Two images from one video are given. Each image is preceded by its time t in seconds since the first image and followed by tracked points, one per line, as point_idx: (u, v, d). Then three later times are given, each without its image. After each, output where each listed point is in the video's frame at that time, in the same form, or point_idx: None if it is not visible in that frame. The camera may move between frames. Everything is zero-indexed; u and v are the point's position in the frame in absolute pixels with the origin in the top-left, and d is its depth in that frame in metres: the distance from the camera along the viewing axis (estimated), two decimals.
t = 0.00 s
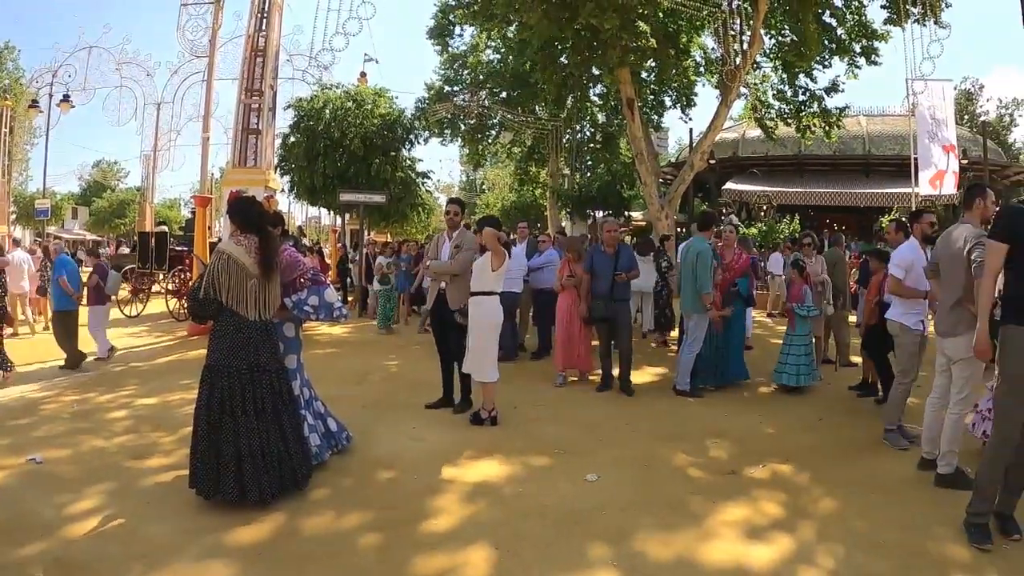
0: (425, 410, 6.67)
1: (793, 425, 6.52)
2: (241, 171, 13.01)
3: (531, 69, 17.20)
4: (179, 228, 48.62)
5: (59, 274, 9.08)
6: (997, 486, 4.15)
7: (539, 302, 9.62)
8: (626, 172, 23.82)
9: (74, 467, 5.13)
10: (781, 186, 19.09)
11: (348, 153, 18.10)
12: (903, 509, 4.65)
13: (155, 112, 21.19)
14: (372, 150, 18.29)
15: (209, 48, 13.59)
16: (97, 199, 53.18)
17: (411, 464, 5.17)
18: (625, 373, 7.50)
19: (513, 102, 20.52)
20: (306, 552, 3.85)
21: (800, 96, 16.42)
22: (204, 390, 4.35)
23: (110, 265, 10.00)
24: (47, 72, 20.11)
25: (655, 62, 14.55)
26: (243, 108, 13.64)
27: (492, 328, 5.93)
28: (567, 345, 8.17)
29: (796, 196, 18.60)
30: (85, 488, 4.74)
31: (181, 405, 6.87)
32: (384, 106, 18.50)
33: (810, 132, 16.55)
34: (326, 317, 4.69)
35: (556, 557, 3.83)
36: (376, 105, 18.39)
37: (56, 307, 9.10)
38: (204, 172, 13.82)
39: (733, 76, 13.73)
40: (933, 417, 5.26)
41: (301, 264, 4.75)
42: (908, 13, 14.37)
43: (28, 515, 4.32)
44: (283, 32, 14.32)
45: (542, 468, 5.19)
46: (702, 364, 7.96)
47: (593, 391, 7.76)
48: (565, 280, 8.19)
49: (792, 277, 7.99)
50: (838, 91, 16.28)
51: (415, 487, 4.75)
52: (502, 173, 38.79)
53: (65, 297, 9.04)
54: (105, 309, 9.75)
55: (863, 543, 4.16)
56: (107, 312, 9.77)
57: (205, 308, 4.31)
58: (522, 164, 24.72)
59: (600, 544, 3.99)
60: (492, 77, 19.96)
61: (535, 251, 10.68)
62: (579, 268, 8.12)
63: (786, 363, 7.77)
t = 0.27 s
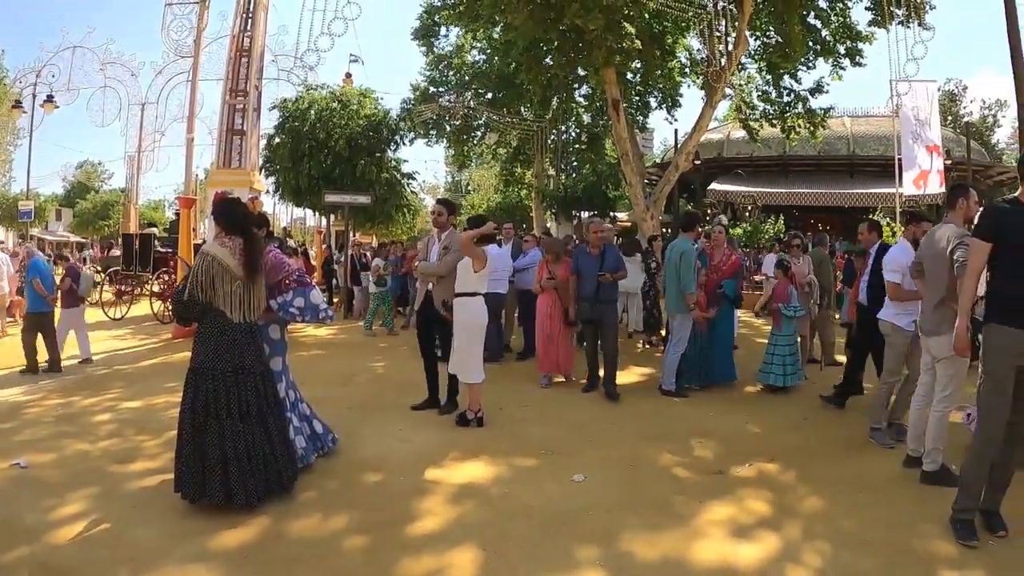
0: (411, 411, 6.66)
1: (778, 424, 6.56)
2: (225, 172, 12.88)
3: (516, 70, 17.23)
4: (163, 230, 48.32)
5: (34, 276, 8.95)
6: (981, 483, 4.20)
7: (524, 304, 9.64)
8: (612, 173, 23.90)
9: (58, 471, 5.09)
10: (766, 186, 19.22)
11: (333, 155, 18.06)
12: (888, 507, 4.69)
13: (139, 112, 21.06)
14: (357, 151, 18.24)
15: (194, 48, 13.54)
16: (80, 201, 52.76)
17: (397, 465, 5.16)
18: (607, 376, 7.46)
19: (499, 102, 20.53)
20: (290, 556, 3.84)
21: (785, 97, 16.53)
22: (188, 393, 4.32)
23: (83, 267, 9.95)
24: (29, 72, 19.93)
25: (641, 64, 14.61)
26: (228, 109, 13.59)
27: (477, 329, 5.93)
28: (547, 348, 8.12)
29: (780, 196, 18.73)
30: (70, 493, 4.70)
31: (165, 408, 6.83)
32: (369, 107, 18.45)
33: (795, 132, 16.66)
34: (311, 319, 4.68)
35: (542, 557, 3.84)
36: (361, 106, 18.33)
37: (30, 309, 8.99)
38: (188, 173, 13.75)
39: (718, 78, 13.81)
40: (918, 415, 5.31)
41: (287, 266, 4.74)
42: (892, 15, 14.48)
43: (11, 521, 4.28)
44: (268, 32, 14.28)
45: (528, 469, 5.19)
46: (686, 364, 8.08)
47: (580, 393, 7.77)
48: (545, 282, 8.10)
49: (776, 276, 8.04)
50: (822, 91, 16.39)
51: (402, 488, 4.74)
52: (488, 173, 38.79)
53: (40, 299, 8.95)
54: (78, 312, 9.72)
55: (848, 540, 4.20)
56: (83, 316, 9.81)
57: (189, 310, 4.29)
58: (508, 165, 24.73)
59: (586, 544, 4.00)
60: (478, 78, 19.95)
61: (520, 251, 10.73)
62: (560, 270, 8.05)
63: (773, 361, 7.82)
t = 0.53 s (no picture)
0: (399, 413, 6.65)
1: (765, 424, 6.60)
2: (212, 173, 12.79)
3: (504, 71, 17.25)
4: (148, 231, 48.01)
5: (4, 279, 8.81)
6: (966, 482, 4.23)
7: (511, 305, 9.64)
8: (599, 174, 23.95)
9: (44, 476, 5.04)
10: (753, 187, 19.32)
11: (320, 156, 18.01)
12: (874, 506, 4.72)
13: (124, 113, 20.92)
14: (344, 152, 18.18)
15: (180, 48, 13.48)
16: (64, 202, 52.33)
17: (384, 468, 5.15)
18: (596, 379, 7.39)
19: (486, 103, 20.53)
20: (278, 559, 3.82)
21: (772, 98, 16.61)
22: (173, 397, 4.29)
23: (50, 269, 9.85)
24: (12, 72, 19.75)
25: (628, 65, 14.65)
26: (214, 110, 13.54)
27: (463, 330, 5.94)
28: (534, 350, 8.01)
29: (767, 197, 18.84)
30: (55, 497, 4.66)
31: (152, 411, 6.78)
32: (356, 108, 18.41)
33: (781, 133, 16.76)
34: (298, 321, 4.66)
35: (531, 559, 3.84)
36: (349, 106, 18.27)
37: (0, 314, 8.86)
38: (174, 174, 13.68)
39: (705, 79, 13.88)
40: (904, 413, 5.35)
41: (273, 267, 4.72)
42: (878, 17, 14.59)
43: None
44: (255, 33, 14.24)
45: (516, 470, 5.20)
46: (674, 365, 8.10)
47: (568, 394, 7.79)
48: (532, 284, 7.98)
49: (764, 277, 8.08)
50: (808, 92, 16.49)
51: (390, 491, 4.73)
52: (475, 174, 38.78)
53: (12, 303, 8.86)
54: (50, 315, 9.65)
55: (836, 540, 4.22)
56: (55, 318, 9.86)
57: (176, 312, 4.27)
58: (495, 165, 24.73)
59: (575, 545, 4.00)
60: (465, 79, 19.93)
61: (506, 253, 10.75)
62: (546, 272, 8.01)
63: (762, 360, 7.86)
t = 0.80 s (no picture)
0: (388, 416, 6.64)
1: (753, 424, 6.62)
2: (200, 175, 12.71)
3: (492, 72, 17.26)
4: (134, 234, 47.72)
5: None
6: (955, 480, 4.26)
7: (499, 307, 9.64)
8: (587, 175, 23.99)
9: (31, 480, 5.00)
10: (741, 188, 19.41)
11: (308, 157, 17.96)
12: (860, 505, 4.75)
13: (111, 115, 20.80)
14: (332, 153, 18.11)
15: (168, 49, 13.44)
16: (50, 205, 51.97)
17: (373, 470, 5.14)
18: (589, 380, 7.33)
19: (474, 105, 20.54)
20: (267, 563, 3.81)
21: (759, 100, 16.71)
22: (162, 401, 4.26)
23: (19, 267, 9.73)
24: None
25: (616, 67, 14.71)
26: (201, 111, 13.50)
27: (451, 332, 5.94)
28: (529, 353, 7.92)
29: (755, 198, 18.93)
30: (43, 502, 4.62)
31: (140, 414, 6.74)
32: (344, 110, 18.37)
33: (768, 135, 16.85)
34: (286, 323, 4.65)
35: (520, 560, 3.84)
36: (336, 108, 18.24)
37: None
38: (161, 176, 13.62)
39: (693, 81, 13.95)
40: (892, 411, 5.38)
41: (260, 270, 4.70)
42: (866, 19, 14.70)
43: None
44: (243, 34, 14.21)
45: (505, 471, 5.20)
46: (662, 366, 8.12)
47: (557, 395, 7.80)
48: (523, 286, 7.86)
49: (753, 277, 8.10)
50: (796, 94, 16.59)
51: (379, 493, 4.72)
52: (463, 175, 38.77)
53: None
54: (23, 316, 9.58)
55: (825, 538, 4.25)
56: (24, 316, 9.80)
57: (162, 315, 4.25)
58: (484, 167, 24.75)
59: (564, 547, 4.00)
60: (453, 81, 19.93)
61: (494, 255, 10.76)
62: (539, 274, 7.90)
63: (752, 362, 7.90)
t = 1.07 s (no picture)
0: (378, 418, 6.63)
1: (743, 424, 6.65)
2: (189, 176, 12.65)
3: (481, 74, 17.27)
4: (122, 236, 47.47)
5: None
6: (949, 477, 4.30)
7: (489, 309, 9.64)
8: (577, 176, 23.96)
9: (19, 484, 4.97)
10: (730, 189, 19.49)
11: (298, 159, 17.93)
12: (849, 504, 4.77)
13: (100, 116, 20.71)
14: (322, 155, 18.05)
15: (157, 50, 13.39)
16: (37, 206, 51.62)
17: (364, 472, 5.13)
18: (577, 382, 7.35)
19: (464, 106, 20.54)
20: (258, 565, 3.80)
21: (748, 101, 16.79)
22: (151, 405, 4.24)
23: None
24: None
25: (606, 68, 14.74)
26: (190, 112, 13.47)
27: (440, 333, 5.94)
28: (524, 354, 7.87)
29: (745, 199, 19.01)
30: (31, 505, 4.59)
31: (129, 417, 6.71)
32: (334, 111, 18.33)
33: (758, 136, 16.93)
34: (276, 325, 4.61)
35: (511, 562, 3.85)
36: (326, 109, 18.21)
37: None
38: (150, 177, 13.56)
39: (683, 82, 14.00)
40: (881, 411, 5.41)
41: (250, 272, 4.69)
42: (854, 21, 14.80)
43: None
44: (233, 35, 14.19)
45: (496, 473, 5.20)
46: (652, 366, 8.13)
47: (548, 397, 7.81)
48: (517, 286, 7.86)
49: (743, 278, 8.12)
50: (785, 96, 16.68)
51: (371, 495, 4.72)
52: (453, 176, 38.77)
53: None
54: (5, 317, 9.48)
55: (815, 537, 4.27)
56: None
57: (150, 317, 4.23)
58: (474, 168, 24.76)
59: (555, 548, 4.01)
60: (443, 82, 19.92)
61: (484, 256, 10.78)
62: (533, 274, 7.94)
63: (743, 364, 7.97)
